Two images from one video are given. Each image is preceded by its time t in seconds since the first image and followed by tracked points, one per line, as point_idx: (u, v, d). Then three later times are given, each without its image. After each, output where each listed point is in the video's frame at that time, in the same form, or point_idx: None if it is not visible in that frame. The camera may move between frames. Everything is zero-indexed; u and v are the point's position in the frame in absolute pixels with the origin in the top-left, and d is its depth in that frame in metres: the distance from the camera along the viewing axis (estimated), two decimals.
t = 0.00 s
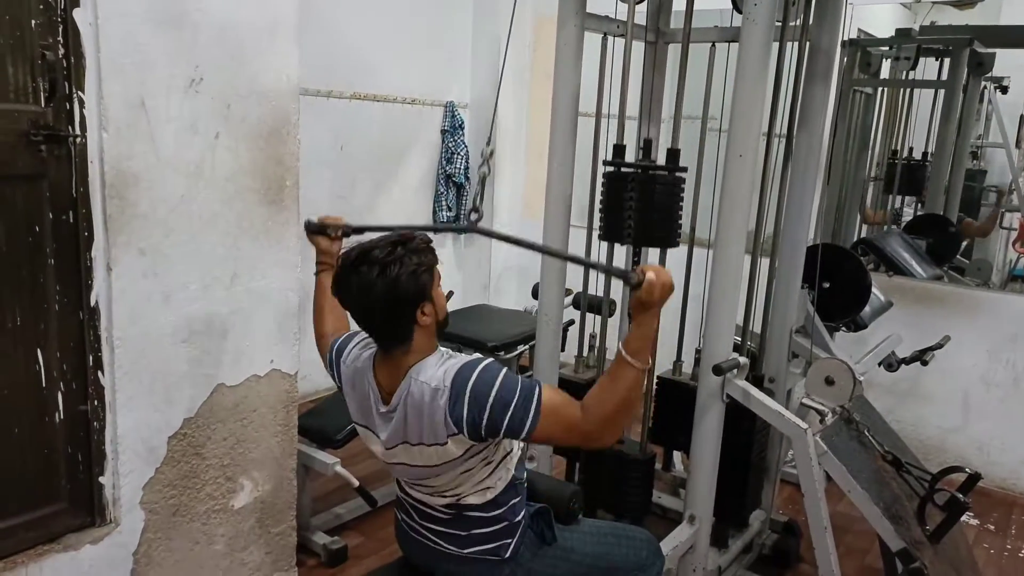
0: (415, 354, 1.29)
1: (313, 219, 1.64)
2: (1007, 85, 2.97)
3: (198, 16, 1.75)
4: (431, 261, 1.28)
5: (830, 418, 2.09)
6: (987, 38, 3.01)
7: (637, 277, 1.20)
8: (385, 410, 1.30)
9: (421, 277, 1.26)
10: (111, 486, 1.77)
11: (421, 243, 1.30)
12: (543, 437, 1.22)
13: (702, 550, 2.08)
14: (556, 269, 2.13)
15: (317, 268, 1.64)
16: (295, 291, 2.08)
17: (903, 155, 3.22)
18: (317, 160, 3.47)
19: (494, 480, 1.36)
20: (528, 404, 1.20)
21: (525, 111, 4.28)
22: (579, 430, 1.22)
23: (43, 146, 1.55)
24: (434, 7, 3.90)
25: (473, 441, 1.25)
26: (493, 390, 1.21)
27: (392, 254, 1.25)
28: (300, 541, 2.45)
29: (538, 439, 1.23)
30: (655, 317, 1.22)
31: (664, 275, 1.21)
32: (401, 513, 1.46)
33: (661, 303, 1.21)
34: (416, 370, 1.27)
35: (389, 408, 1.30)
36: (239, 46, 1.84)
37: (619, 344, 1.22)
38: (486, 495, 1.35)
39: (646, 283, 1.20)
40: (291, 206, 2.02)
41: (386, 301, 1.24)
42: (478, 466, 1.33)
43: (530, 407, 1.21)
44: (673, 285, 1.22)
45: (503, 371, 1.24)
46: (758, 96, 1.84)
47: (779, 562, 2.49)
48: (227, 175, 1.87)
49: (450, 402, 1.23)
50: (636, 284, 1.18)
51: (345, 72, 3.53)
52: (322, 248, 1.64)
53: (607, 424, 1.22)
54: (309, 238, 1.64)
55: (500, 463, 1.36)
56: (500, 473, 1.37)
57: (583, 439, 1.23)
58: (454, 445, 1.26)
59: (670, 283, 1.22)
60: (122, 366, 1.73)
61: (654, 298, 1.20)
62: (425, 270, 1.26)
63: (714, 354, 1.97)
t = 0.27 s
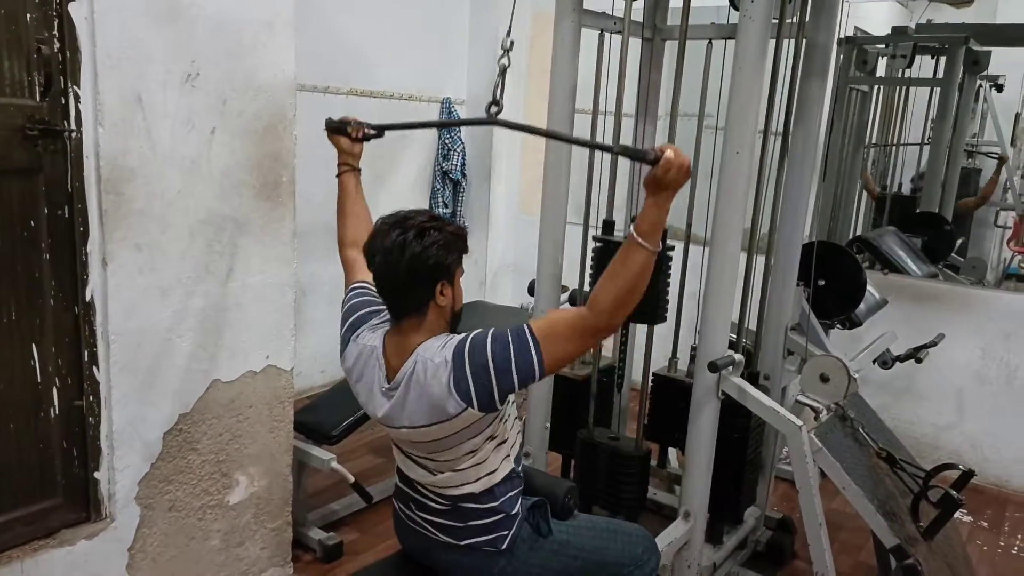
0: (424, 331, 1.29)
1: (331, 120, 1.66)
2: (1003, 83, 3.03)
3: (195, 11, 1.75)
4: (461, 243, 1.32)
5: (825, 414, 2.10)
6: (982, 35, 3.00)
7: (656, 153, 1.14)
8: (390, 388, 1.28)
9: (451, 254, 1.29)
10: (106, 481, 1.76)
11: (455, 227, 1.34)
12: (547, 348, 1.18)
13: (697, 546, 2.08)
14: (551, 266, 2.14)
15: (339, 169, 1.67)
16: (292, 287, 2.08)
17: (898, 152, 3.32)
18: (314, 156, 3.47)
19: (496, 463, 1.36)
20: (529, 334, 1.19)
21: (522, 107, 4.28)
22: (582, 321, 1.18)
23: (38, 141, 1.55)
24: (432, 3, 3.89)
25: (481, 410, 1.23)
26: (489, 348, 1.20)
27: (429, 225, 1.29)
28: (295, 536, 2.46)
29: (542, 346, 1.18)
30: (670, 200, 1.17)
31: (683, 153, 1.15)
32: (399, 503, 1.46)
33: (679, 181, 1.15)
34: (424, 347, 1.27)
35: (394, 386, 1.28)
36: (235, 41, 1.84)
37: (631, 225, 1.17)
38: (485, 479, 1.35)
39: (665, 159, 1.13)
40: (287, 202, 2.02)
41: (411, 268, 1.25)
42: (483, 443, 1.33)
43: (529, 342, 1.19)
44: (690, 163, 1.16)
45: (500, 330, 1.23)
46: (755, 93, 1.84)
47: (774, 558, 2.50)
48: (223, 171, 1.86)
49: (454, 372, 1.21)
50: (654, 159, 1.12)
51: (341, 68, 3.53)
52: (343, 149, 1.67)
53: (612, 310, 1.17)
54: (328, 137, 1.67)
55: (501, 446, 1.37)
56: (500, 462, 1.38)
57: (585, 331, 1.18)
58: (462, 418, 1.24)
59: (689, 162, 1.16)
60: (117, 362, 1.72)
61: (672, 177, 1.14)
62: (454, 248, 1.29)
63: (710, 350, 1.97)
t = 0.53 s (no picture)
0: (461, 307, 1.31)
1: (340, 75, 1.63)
2: (994, 91, 3.01)
3: (189, 11, 1.75)
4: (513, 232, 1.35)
5: (815, 419, 2.11)
6: (974, 43, 3.03)
7: (672, 89, 1.22)
8: (421, 352, 1.27)
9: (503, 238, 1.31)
10: (96, 482, 1.76)
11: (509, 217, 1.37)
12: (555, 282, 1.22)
13: (687, 549, 2.09)
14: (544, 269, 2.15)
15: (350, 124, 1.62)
16: (284, 289, 2.07)
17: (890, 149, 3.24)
18: (307, 156, 3.47)
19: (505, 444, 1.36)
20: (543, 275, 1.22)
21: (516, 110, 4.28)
22: (586, 248, 1.21)
23: (30, 139, 1.54)
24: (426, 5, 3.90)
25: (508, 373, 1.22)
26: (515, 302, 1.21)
27: (487, 206, 1.31)
28: (286, 539, 2.45)
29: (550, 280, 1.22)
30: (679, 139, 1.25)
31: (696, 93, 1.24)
32: (392, 502, 1.46)
33: (689, 118, 1.24)
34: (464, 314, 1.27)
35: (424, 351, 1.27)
36: (230, 41, 1.84)
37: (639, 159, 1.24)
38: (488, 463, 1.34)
39: (680, 94, 1.22)
40: (280, 203, 2.02)
41: (464, 242, 1.26)
42: (499, 418, 1.32)
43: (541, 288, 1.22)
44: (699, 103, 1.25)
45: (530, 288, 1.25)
46: (747, 98, 1.85)
47: (764, 563, 2.50)
48: (216, 171, 1.86)
49: (486, 330, 1.21)
50: (671, 93, 1.21)
51: (335, 69, 3.53)
52: (352, 105, 1.64)
53: (613, 237, 1.22)
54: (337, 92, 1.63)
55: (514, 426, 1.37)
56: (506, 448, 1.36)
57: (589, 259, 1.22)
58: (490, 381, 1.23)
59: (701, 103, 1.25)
60: (108, 362, 1.72)
61: (685, 113, 1.23)
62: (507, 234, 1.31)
63: (702, 353, 1.98)
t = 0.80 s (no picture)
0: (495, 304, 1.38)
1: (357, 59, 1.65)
2: (990, 91, 3.00)
3: (186, 14, 1.75)
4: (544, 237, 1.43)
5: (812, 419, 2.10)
6: (970, 44, 3.04)
7: (690, 72, 1.28)
8: (453, 328, 1.35)
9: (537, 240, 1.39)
10: (93, 485, 1.76)
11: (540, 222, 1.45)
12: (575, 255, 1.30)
13: (686, 550, 2.09)
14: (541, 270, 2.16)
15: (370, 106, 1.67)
16: (282, 291, 2.08)
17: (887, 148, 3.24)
18: (305, 159, 3.47)
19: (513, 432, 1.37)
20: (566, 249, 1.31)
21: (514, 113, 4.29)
22: (602, 221, 1.30)
23: (27, 143, 1.54)
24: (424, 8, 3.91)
25: (533, 344, 1.28)
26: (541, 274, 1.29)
27: (522, 212, 1.39)
28: (284, 541, 2.45)
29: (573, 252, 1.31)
30: (700, 119, 1.30)
31: (716, 74, 1.29)
32: (390, 498, 1.45)
33: (708, 97, 1.29)
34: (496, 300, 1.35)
35: (457, 328, 1.34)
36: (227, 44, 1.84)
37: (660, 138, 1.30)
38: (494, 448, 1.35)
39: (699, 77, 1.28)
40: (277, 205, 2.02)
41: (504, 246, 1.34)
42: (517, 398, 1.35)
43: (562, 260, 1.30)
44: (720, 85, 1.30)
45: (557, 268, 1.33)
46: (742, 100, 1.85)
47: (762, 563, 2.50)
48: (213, 174, 1.86)
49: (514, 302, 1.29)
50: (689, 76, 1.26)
51: (333, 72, 3.53)
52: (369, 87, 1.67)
53: (628, 211, 1.29)
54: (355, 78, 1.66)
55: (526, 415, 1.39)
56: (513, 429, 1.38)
57: (606, 231, 1.30)
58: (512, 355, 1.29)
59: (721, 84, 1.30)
60: (105, 365, 1.72)
61: (704, 95, 1.28)
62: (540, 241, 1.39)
63: (699, 354, 1.98)
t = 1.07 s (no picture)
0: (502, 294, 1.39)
1: (368, 50, 1.64)
2: (1004, 81, 3.00)
3: (196, 9, 1.76)
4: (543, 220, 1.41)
5: (823, 412, 2.09)
6: (983, 34, 3.00)
7: (702, 61, 1.27)
8: (462, 323, 1.35)
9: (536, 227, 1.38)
10: (108, 477, 1.77)
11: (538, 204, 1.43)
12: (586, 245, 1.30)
13: (696, 542, 2.09)
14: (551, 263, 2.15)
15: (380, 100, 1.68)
16: (293, 285, 2.09)
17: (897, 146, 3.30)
18: (315, 153, 3.48)
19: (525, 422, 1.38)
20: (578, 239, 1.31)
21: (523, 106, 4.28)
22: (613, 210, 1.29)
23: (40, 138, 1.55)
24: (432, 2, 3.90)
25: (543, 334, 1.28)
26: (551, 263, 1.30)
27: (517, 199, 1.37)
28: (296, 533, 2.46)
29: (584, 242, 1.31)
30: (713, 108, 1.29)
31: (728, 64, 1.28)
32: (402, 488, 1.46)
33: (722, 88, 1.28)
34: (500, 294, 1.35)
35: (465, 321, 1.35)
36: (237, 40, 1.85)
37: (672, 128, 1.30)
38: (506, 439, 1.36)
39: (711, 66, 1.27)
40: (287, 199, 2.03)
41: (502, 240, 1.33)
42: (529, 388, 1.36)
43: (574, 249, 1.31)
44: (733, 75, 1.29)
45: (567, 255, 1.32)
46: (753, 92, 1.85)
47: (772, 556, 2.50)
48: (224, 168, 1.87)
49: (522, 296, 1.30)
50: (704, 66, 1.25)
51: (342, 66, 3.54)
52: (380, 80, 1.67)
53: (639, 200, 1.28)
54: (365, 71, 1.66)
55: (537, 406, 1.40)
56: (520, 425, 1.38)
57: (617, 220, 1.29)
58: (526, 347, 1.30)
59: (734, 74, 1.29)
60: (118, 358, 1.73)
61: (716, 85, 1.27)
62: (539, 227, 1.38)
63: (709, 347, 1.98)
